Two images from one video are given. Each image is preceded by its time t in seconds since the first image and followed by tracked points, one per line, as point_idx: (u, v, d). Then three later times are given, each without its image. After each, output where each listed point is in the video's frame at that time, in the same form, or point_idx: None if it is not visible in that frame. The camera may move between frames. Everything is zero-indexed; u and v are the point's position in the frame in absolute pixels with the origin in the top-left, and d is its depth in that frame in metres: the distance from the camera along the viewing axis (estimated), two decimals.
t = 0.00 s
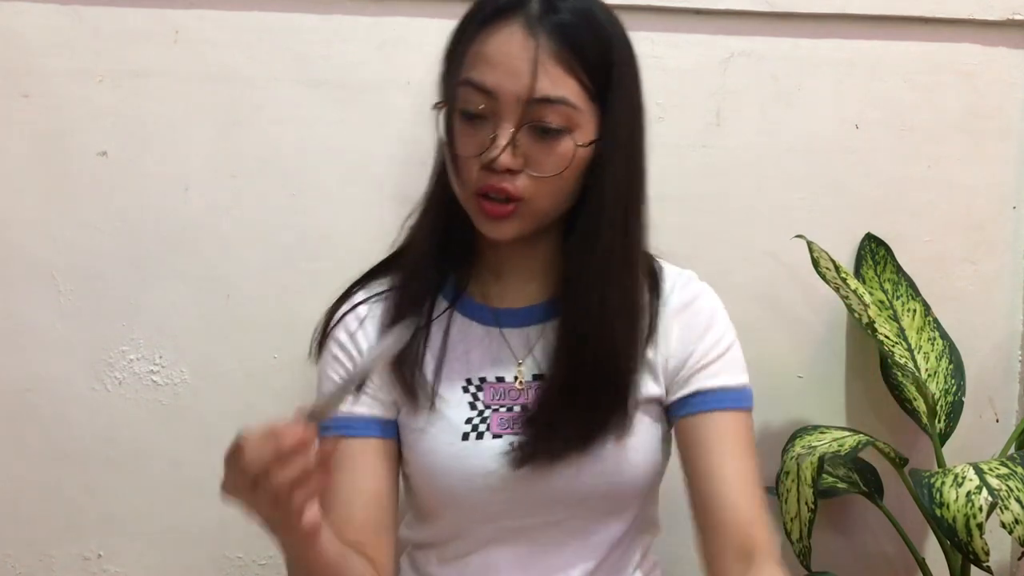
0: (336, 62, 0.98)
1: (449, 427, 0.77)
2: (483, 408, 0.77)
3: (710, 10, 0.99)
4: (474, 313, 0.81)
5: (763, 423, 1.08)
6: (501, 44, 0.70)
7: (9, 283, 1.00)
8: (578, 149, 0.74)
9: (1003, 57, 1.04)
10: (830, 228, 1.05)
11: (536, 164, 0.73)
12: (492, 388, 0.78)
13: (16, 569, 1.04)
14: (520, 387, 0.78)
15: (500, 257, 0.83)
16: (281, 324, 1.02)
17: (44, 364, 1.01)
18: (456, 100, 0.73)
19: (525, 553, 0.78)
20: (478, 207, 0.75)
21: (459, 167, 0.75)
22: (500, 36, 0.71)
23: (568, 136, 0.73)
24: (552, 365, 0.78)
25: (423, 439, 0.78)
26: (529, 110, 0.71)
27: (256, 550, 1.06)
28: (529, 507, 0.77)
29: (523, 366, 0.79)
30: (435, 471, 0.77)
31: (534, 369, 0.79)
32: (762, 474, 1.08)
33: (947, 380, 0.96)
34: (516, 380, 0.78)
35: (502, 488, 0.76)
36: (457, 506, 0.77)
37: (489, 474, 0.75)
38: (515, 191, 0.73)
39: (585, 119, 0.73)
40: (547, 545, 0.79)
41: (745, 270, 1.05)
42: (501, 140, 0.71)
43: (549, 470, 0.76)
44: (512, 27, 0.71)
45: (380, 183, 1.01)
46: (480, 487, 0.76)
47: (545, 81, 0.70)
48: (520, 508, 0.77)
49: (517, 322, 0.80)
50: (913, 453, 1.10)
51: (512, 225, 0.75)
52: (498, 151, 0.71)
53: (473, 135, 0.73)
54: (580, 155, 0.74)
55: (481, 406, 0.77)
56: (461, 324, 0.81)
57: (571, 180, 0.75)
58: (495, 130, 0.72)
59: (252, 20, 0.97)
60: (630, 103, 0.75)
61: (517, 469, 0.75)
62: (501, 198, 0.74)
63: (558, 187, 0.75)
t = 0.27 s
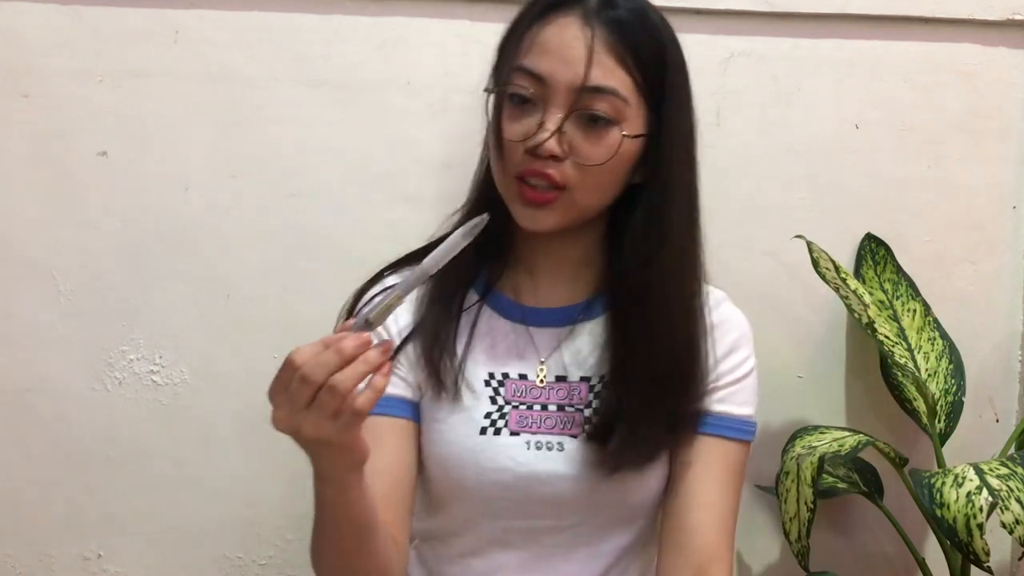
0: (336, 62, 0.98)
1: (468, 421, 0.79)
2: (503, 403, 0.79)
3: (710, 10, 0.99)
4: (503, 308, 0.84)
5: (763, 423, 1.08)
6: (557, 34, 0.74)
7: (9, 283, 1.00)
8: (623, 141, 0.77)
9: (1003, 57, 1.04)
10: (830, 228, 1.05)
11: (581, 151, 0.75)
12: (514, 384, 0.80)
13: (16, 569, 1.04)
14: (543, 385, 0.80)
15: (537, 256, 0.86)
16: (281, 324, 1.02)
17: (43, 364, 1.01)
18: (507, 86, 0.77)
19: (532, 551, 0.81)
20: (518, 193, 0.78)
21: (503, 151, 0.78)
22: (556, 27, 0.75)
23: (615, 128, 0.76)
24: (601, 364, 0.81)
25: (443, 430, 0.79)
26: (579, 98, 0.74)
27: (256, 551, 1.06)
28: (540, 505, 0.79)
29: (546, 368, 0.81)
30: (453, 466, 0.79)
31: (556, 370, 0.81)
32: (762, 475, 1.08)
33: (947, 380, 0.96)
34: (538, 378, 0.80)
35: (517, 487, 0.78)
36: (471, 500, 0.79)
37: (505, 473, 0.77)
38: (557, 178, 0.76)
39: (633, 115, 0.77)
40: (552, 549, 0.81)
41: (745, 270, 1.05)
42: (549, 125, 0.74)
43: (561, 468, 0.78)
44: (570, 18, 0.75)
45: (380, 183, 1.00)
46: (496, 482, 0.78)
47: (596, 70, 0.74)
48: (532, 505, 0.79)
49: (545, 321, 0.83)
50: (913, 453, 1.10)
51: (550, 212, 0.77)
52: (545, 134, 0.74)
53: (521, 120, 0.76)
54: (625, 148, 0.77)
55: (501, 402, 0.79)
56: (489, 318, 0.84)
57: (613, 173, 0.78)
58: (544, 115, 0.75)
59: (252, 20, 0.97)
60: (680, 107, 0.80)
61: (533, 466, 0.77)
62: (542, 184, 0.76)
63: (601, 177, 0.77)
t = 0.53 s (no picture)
0: (336, 63, 0.98)
1: (488, 418, 0.79)
2: (521, 401, 0.80)
3: (710, 10, 0.99)
4: (522, 307, 0.85)
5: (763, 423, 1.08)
6: (575, 21, 0.76)
7: (9, 283, 1.00)
8: (647, 123, 0.78)
9: (1002, 57, 1.04)
10: (829, 228, 1.05)
11: (609, 132, 0.76)
12: (532, 382, 0.80)
13: (16, 569, 1.04)
14: (561, 382, 0.81)
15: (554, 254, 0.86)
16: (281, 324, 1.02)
17: (43, 363, 1.01)
18: (527, 74, 0.77)
19: (547, 549, 0.81)
20: (547, 178, 0.77)
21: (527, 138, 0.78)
22: (575, 15, 0.77)
23: (638, 109, 0.77)
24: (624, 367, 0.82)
25: (465, 429, 0.79)
26: (602, 80, 0.75)
27: (256, 550, 1.06)
28: (556, 504, 0.79)
29: (566, 365, 0.81)
30: (473, 466, 0.79)
31: (574, 368, 0.82)
32: (762, 474, 1.08)
33: (947, 380, 0.96)
34: (558, 376, 0.81)
35: (537, 485, 0.78)
36: (488, 499, 0.80)
37: (526, 471, 0.78)
38: (586, 159, 0.76)
39: (653, 97, 0.79)
40: (566, 548, 0.81)
41: (745, 270, 1.05)
42: (576, 106, 0.75)
43: (580, 468, 0.78)
44: (587, 8, 0.77)
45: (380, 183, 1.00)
46: (516, 479, 0.78)
47: (617, 53, 0.75)
48: (550, 504, 0.79)
49: (563, 320, 0.83)
50: (913, 454, 1.10)
51: (580, 196, 0.77)
52: (573, 116, 0.74)
53: (544, 106, 0.76)
54: (647, 130, 0.78)
55: (519, 399, 0.80)
56: (508, 316, 0.84)
57: (638, 154, 0.78)
58: (568, 98, 0.75)
59: (252, 20, 0.97)
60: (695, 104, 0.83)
61: (552, 464, 0.78)
62: (570, 168, 0.77)
63: (628, 159, 0.78)
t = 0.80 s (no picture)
0: (336, 63, 0.98)
1: (506, 409, 0.77)
2: (536, 394, 0.78)
3: (710, 10, 0.99)
4: (534, 301, 0.83)
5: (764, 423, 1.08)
6: (558, 27, 0.75)
7: (9, 283, 1.00)
8: (642, 122, 0.78)
9: (1002, 57, 1.04)
10: (829, 229, 1.05)
11: (607, 135, 0.76)
12: (545, 375, 0.79)
13: (16, 569, 1.04)
14: (573, 376, 0.80)
15: (555, 253, 0.86)
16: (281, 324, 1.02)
17: (43, 363, 1.01)
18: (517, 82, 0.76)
19: (556, 546, 0.79)
20: (550, 186, 0.77)
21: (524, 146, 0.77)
22: (559, 19, 0.75)
23: (633, 110, 0.78)
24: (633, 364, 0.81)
25: (484, 419, 0.77)
26: (594, 83, 0.75)
27: (256, 550, 1.06)
28: (569, 499, 0.77)
29: (576, 359, 0.81)
30: (486, 456, 0.76)
31: (586, 363, 0.81)
32: (763, 474, 1.08)
33: (947, 380, 0.96)
34: (569, 370, 0.80)
35: (550, 477, 0.76)
36: (499, 494, 0.77)
37: (541, 462, 0.76)
38: (587, 165, 0.76)
39: (645, 95, 0.79)
40: (572, 548, 0.80)
41: (745, 270, 1.05)
42: (573, 112, 0.74)
43: (596, 461, 0.77)
44: (570, 11, 0.76)
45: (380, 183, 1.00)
46: (532, 471, 0.76)
47: (605, 54, 0.75)
48: (563, 499, 0.77)
49: (576, 315, 0.82)
50: (913, 454, 1.10)
51: (583, 200, 0.77)
52: (571, 124, 0.74)
53: (539, 114, 0.76)
54: (643, 129, 0.79)
55: (533, 392, 0.78)
56: (520, 310, 0.83)
57: (636, 152, 0.79)
58: (563, 104, 0.75)
59: (252, 20, 0.97)
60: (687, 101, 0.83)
61: (570, 455, 0.76)
62: (571, 174, 0.77)
63: (626, 161, 0.78)
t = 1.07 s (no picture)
0: (336, 63, 0.98)
1: (514, 406, 0.77)
2: (542, 392, 0.78)
3: (711, 10, 0.99)
4: (541, 297, 0.83)
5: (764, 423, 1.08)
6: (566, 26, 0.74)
7: (9, 283, 1.00)
8: (649, 121, 0.78)
9: (1002, 57, 1.04)
10: (829, 229, 1.05)
11: (615, 135, 0.76)
12: (552, 373, 0.79)
13: (16, 569, 1.04)
14: (580, 374, 0.80)
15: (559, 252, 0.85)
16: (281, 324, 1.02)
17: (42, 363, 1.01)
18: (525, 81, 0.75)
19: (559, 541, 0.79)
20: (557, 184, 0.77)
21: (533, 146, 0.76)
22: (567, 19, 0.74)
23: (640, 108, 0.77)
24: (639, 364, 0.82)
25: (495, 416, 0.77)
26: (602, 83, 0.74)
27: (256, 551, 1.06)
28: (573, 494, 0.77)
29: (583, 357, 0.81)
30: (495, 452, 0.76)
31: (592, 360, 0.81)
32: (763, 474, 1.08)
33: (947, 380, 0.96)
34: (575, 368, 0.80)
35: (557, 473, 0.76)
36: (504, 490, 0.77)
37: (547, 458, 0.75)
38: (594, 165, 0.76)
39: (652, 93, 0.78)
40: (572, 544, 0.80)
41: (745, 270, 1.05)
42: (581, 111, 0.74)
43: (603, 458, 0.77)
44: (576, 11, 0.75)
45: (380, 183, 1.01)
46: (538, 467, 0.76)
47: (613, 53, 0.75)
48: (567, 494, 0.77)
49: (582, 312, 0.83)
50: (913, 454, 1.10)
51: (590, 200, 0.78)
52: (579, 124, 0.74)
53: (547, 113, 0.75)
54: (650, 127, 0.78)
55: (540, 390, 0.78)
56: (528, 306, 0.83)
57: (643, 152, 0.79)
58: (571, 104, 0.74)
59: (252, 20, 0.97)
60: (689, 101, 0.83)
61: (577, 452, 0.76)
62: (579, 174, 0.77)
63: (633, 160, 0.78)
